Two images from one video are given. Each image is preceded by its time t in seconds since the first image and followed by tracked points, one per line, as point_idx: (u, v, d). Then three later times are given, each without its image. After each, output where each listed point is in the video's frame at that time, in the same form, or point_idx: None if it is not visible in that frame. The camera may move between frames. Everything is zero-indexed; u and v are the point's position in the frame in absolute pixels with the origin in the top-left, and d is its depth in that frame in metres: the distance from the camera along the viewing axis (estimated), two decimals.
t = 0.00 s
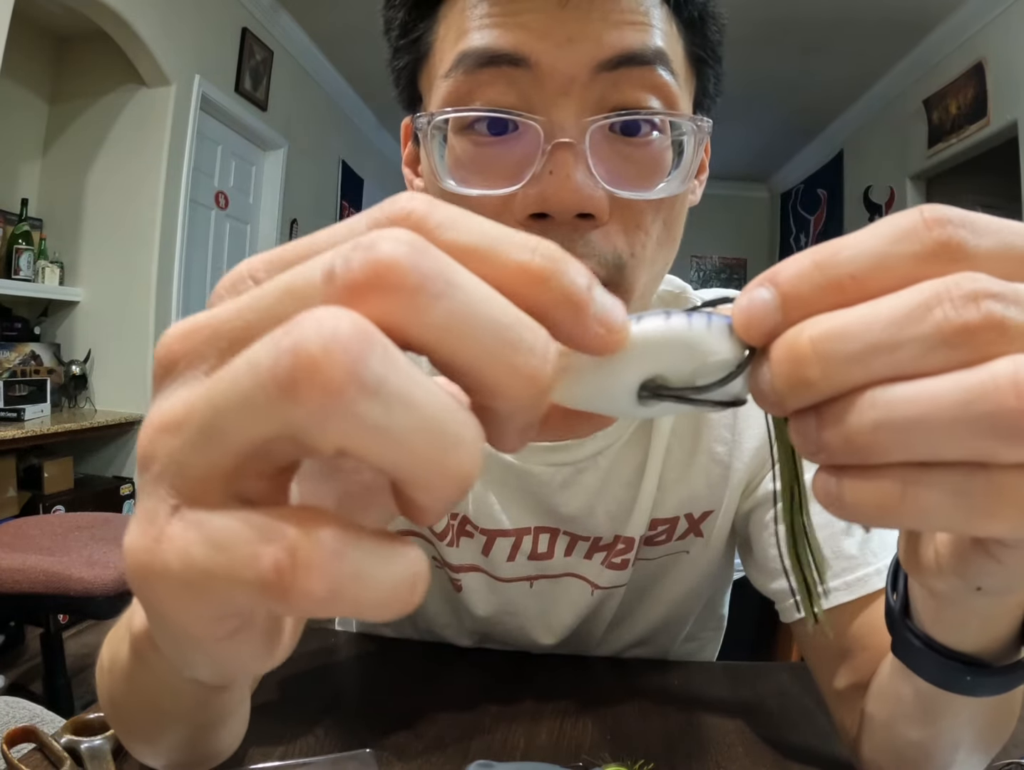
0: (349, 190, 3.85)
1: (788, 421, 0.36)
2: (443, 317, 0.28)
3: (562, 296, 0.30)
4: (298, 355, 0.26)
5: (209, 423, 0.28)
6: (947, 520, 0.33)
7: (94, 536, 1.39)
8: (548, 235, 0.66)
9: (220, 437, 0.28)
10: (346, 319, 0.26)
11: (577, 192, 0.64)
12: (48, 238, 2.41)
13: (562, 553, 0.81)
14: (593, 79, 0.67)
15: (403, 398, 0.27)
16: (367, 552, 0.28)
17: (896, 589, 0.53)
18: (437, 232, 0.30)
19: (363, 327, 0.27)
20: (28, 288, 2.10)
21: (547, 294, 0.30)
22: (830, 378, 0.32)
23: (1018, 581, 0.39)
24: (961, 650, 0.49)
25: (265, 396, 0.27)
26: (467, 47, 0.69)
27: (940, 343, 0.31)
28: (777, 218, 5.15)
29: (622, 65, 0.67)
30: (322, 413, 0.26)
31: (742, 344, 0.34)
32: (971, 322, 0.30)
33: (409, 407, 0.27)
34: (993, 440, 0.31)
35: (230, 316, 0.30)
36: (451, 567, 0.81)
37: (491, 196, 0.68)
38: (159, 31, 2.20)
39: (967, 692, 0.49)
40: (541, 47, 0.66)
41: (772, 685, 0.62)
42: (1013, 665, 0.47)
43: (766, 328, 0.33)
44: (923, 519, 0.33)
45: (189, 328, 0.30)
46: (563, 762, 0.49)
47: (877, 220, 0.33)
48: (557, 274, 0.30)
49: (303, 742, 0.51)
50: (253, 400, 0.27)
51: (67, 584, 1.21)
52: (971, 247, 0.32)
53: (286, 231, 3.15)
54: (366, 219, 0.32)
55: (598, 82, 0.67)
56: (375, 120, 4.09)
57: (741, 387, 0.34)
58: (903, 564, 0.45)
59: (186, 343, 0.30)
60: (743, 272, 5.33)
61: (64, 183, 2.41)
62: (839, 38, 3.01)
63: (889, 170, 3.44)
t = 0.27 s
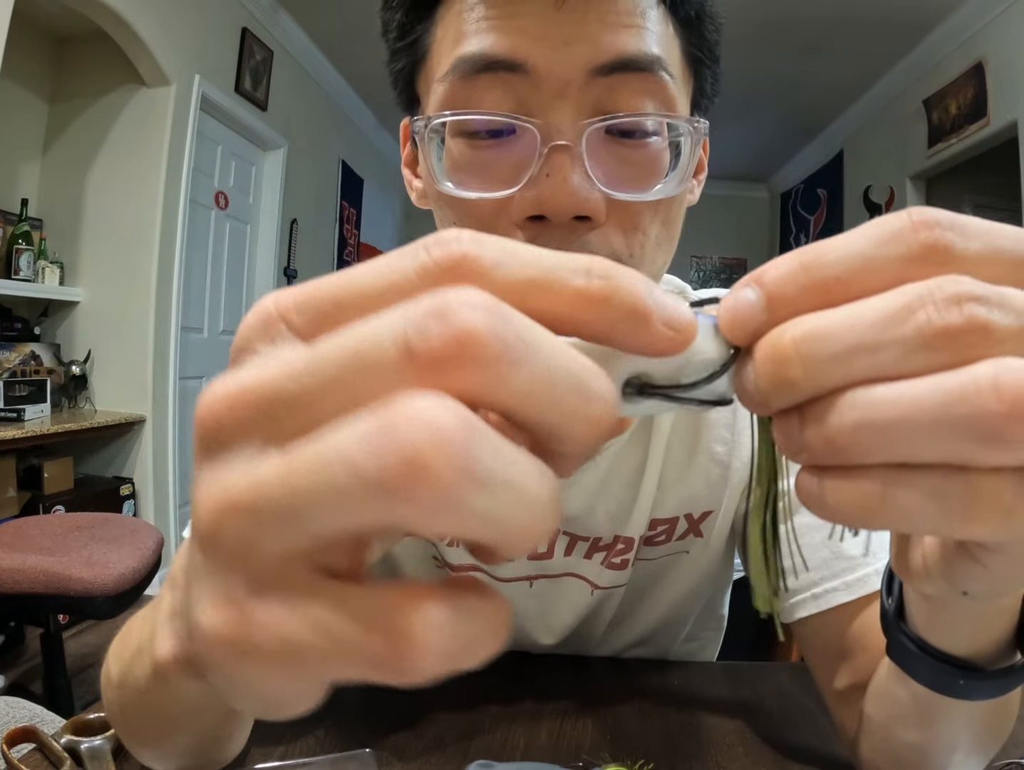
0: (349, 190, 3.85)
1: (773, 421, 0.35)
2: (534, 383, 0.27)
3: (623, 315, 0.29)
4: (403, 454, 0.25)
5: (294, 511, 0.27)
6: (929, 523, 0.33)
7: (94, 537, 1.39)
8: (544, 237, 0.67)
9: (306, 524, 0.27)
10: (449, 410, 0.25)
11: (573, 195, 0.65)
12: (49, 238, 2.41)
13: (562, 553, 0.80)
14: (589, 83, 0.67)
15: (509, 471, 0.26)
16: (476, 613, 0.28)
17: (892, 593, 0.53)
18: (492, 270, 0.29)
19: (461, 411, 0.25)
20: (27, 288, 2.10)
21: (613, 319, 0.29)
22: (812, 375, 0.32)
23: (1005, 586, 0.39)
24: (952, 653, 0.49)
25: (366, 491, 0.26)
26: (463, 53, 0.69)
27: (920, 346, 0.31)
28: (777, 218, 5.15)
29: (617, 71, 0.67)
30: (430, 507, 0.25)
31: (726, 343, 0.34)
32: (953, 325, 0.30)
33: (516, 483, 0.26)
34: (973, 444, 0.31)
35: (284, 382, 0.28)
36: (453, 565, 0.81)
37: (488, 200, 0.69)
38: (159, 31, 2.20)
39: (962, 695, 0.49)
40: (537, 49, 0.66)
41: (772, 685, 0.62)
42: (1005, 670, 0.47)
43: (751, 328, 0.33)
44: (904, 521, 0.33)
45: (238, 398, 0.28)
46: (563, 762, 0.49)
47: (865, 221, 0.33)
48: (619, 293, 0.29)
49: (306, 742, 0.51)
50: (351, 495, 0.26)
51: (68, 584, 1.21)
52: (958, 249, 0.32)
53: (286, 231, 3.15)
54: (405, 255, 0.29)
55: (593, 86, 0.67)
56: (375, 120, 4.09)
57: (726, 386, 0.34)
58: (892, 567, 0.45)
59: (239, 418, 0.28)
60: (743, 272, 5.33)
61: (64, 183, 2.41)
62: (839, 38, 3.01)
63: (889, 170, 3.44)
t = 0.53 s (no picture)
0: (349, 189, 3.85)
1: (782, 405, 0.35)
2: (630, 464, 0.26)
3: (662, 336, 0.27)
4: (551, 612, 0.23)
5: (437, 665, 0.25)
6: (934, 514, 0.33)
7: (94, 536, 1.39)
8: (545, 235, 0.66)
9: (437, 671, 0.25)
10: (590, 555, 0.24)
11: (573, 192, 0.64)
12: (48, 238, 2.41)
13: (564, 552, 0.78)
14: (590, 83, 0.67)
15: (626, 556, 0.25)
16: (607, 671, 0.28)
17: (889, 591, 0.52)
18: (530, 333, 0.26)
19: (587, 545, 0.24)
20: (27, 288, 2.10)
21: (658, 348, 0.27)
22: (826, 359, 0.31)
23: (1000, 584, 0.39)
24: (951, 652, 0.49)
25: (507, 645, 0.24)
26: (463, 54, 0.69)
27: (940, 339, 0.31)
28: (777, 217, 5.15)
29: (617, 71, 0.67)
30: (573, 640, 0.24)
31: (746, 324, 0.34)
32: (974, 321, 0.30)
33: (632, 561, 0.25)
34: (988, 443, 0.31)
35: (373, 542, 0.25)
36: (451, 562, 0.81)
37: (488, 197, 0.69)
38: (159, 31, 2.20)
39: (956, 694, 0.50)
40: (538, 48, 0.66)
41: (771, 685, 0.62)
42: (999, 672, 0.47)
43: (772, 310, 0.33)
44: (907, 512, 0.33)
45: (301, 562, 0.25)
46: (563, 761, 0.49)
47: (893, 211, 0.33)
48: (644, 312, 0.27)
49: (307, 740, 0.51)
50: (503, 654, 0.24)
51: (68, 584, 1.21)
52: (982, 242, 0.32)
53: (286, 230, 3.15)
54: (419, 330, 0.25)
55: (593, 86, 0.67)
56: (375, 120, 4.09)
57: (741, 366, 0.34)
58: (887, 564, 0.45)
59: (307, 582, 0.25)
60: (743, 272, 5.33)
61: (64, 182, 2.41)
62: (839, 38, 3.01)
63: (889, 170, 3.44)
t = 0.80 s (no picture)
0: (349, 190, 3.85)
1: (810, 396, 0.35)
2: (600, 466, 0.25)
3: (618, 329, 0.26)
4: (518, 629, 0.22)
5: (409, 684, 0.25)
6: (961, 507, 0.33)
7: (94, 537, 1.39)
8: (548, 233, 0.66)
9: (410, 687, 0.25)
10: (558, 567, 0.23)
11: (577, 189, 0.64)
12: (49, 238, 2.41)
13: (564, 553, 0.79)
14: (594, 79, 0.67)
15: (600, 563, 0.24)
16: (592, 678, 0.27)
17: (894, 589, 0.52)
18: (485, 334, 0.25)
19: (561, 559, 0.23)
20: (28, 288, 2.10)
21: (614, 342, 0.27)
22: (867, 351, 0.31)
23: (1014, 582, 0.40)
24: (957, 652, 0.48)
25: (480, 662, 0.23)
26: (466, 52, 0.69)
27: (973, 331, 0.31)
28: (777, 218, 5.15)
29: (620, 69, 0.67)
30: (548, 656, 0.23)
31: (774, 314, 0.33)
32: (1009, 312, 0.31)
33: (605, 565, 0.25)
34: (1018, 435, 0.31)
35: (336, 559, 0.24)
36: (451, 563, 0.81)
37: (491, 195, 0.68)
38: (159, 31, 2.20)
39: (962, 694, 0.49)
40: (541, 46, 0.66)
41: (772, 685, 0.62)
42: (1004, 671, 0.47)
43: (803, 299, 0.33)
44: (938, 507, 0.33)
45: (260, 587, 0.25)
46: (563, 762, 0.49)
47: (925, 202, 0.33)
48: (598, 302, 0.26)
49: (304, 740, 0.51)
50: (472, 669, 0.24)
51: (68, 584, 1.21)
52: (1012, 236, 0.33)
53: (286, 230, 3.15)
54: (371, 337, 0.25)
55: (596, 84, 0.67)
56: (375, 120, 4.09)
57: (767, 356, 0.34)
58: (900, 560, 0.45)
59: (267, 604, 0.25)
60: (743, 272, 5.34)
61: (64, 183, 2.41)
62: (839, 39, 3.01)
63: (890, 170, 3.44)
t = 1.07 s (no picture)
0: (348, 190, 3.85)
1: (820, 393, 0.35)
2: (581, 463, 0.25)
3: (588, 327, 0.27)
4: (502, 627, 0.22)
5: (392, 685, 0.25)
6: (970, 505, 0.33)
7: (93, 537, 1.39)
8: (550, 235, 0.66)
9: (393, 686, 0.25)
10: (541, 563, 0.23)
11: (578, 190, 0.64)
12: (49, 238, 2.41)
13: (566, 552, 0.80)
14: (596, 80, 0.67)
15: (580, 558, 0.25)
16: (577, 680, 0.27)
17: (896, 588, 0.52)
18: (459, 328, 0.25)
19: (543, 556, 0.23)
20: (28, 288, 2.10)
21: (586, 338, 0.27)
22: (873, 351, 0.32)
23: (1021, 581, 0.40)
24: (960, 651, 0.48)
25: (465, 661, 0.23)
26: (466, 53, 0.69)
27: (985, 328, 0.31)
28: (777, 218, 5.15)
29: (622, 70, 0.67)
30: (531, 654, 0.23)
31: (784, 312, 0.34)
32: (1020, 309, 0.31)
33: (589, 560, 0.25)
34: None
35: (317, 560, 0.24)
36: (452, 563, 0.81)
37: (492, 196, 0.68)
38: (159, 31, 2.20)
39: (966, 693, 0.49)
40: (543, 46, 0.66)
41: (772, 685, 0.62)
42: (1008, 669, 0.48)
43: (815, 298, 0.33)
44: (949, 503, 0.33)
45: (239, 592, 0.25)
46: (563, 762, 0.49)
47: (935, 199, 0.33)
48: (574, 298, 0.26)
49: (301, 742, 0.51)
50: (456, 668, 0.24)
51: (68, 584, 1.21)
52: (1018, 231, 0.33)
53: (286, 231, 3.15)
54: (345, 331, 0.25)
55: (598, 85, 0.67)
56: (375, 121, 4.09)
57: (777, 355, 0.34)
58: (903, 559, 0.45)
59: (248, 611, 0.25)
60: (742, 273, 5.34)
61: (64, 183, 2.41)
62: (839, 39, 3.02)
63: (890, 170, 3.44)
